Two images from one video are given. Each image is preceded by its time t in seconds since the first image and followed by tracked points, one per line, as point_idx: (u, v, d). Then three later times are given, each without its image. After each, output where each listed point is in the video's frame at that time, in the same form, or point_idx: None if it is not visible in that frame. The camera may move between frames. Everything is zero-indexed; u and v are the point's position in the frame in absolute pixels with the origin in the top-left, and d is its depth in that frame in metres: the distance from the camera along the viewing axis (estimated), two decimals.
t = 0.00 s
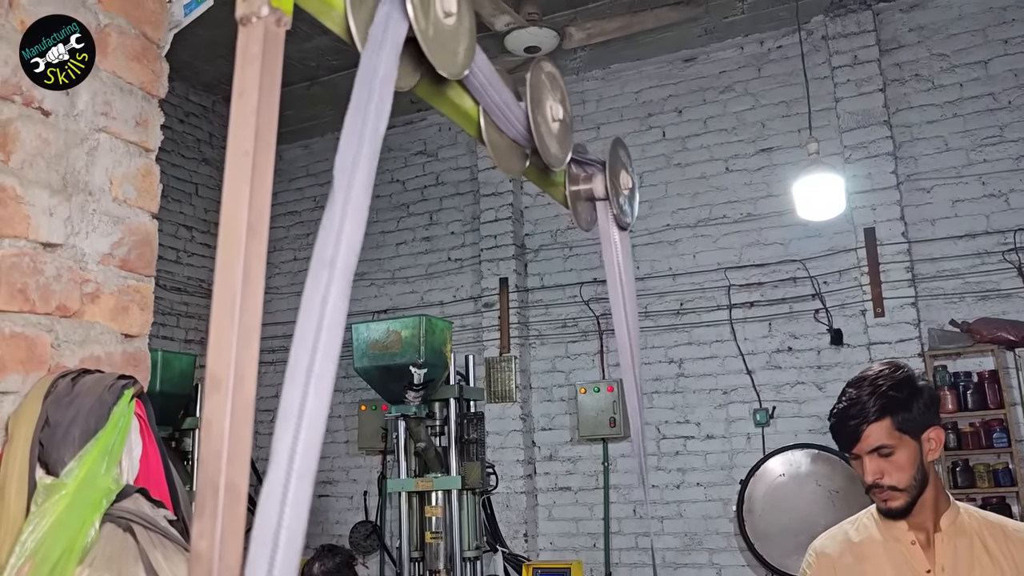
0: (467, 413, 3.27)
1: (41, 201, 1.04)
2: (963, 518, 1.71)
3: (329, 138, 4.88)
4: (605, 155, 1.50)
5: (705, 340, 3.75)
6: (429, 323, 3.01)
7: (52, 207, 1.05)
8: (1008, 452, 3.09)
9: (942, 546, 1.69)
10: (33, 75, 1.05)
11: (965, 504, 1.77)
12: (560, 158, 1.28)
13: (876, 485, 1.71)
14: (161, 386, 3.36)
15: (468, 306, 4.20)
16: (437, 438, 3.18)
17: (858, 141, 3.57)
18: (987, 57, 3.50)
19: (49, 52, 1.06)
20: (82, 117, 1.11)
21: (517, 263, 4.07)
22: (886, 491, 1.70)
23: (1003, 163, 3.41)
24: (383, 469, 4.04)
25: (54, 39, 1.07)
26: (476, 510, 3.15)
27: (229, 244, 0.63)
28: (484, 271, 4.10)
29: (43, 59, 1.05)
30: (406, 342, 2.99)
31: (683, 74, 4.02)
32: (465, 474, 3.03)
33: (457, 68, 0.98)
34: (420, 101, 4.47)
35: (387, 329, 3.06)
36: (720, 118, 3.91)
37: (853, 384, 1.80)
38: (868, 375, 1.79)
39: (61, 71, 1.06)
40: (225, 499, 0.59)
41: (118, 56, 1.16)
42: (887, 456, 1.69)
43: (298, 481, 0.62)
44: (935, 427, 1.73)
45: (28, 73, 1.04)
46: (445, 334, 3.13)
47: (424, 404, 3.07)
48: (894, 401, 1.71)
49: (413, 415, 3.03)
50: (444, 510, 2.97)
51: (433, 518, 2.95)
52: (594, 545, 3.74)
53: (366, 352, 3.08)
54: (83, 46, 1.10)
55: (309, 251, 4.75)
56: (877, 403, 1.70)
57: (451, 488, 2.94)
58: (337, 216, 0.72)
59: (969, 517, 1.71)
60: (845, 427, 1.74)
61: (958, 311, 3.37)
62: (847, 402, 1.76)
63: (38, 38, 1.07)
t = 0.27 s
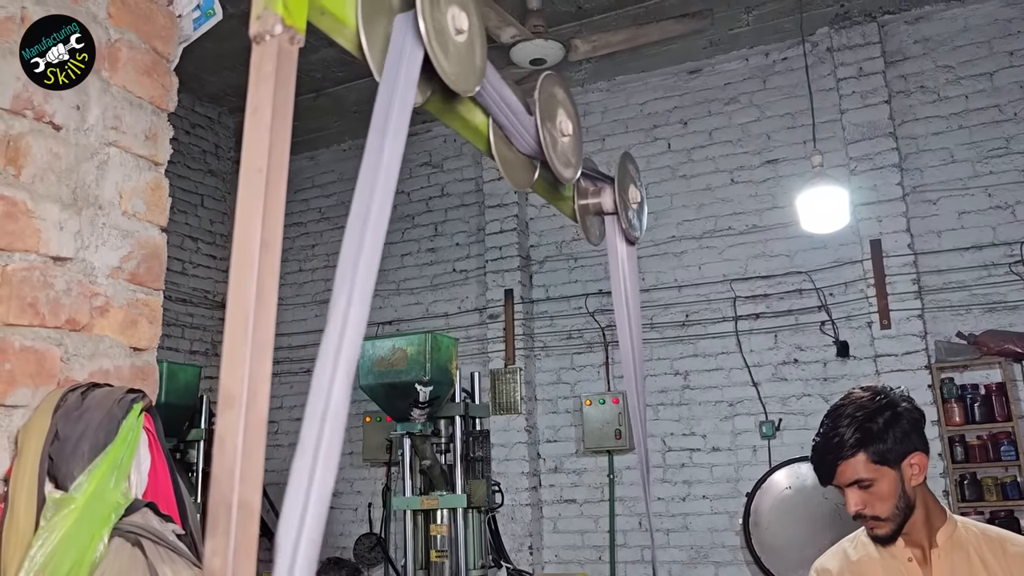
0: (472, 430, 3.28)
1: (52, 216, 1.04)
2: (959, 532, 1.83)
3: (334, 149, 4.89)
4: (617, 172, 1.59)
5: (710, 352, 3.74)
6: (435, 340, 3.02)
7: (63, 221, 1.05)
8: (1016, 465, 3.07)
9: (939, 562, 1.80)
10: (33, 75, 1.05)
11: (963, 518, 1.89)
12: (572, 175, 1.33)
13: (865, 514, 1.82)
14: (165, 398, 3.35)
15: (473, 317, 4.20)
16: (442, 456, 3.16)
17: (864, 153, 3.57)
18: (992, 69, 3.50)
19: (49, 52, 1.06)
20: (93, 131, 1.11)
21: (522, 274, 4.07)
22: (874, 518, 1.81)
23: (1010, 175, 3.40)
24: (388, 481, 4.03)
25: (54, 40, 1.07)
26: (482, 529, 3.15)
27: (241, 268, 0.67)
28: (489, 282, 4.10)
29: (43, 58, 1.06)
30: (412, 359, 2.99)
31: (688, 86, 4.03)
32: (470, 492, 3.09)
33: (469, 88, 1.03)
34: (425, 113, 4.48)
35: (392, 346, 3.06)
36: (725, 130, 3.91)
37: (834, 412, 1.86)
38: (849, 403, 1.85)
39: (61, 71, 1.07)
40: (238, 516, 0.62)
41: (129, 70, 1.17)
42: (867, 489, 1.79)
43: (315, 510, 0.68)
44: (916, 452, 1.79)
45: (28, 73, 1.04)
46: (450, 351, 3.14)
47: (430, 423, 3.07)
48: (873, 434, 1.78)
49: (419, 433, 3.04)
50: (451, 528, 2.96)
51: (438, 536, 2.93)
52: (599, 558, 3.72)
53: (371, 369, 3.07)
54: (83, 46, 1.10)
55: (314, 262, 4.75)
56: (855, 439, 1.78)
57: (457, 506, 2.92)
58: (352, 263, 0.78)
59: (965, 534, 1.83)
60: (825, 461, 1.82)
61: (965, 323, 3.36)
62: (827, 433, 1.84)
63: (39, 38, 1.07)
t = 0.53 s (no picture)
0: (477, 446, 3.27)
1: (61, 225, 1.04)
2: (959, 546, 1.86)
3: (339, 158, 4.89)
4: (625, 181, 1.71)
5: (716, 362, 3.73)
6: (441, 355, 3.05)
7: (72, 232, 1.05)
8: None
9: None
10: (32, 75, 1.04)
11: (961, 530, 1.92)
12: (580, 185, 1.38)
13: (867, 532, 1.85)
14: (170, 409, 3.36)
15: (478, 326, 4.19)
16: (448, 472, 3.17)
17: (870, 162, 3.57)
18: (999, 78, 3.50)
19: (49, 52, 1.05)
20: (102, 142, 1.11)
21: (528, 283, 4.06)
22: (876, 535, 1.85)
23: (1017, 184, 3.39)
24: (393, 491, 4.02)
25: (53, 40, 1.06)
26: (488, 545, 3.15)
27: (254, 288, 0.72)
28: (495, 291, 4.10)
29: (43, 58, 1.05)
30: (418, 375, 3.02)
31: (694, 95, 4.04)
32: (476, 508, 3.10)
33: (480, 98, 1.08)
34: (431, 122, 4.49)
35: (398, 362, 3.10)
36: (731, 139, 3.91)
37: (833, 429, 1.92)
38: (845, 419, 1.91)
39: (61, 71, 1.06)
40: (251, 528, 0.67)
41: (138, 81, 1.17)
42: (870, 507, 1.83)
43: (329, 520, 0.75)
44: (916, 467, 1.85)
45: (27, 73, 1.03)
46: (455, 368, 3.17)
47: (435, 437, 3.04)
48: (874, 451, 1.82)
49: (424, 449, 3.01)
50: (455, 544, 2.99)
51: (445, 553, 2.96)
52: (604, 569, 3.70)
53: (377, 386, 3.10)
54: (82, 46, 1.09)
55: (319, 270, 4.76)
56: (858, 458, 1.82)
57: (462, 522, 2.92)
58: (363, 287, 0.85)
59: (965, 546, 1.86)
60: (828, 482, 1.86)
61: (973, 332, 3.35)
62: (829, 452, 1.88)
63: (38, 38, 1.06)
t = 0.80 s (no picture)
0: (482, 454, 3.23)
1: (71, 234, 1.04)
2: (970, 557, 1.86)
3: (344, 166, 4.89)
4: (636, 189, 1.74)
5: (722, 370, 3.72)
6: (446, 364, 3.03)
7: (81, 241, 1.05)
8: None
9: None
10: (33, 75, 1.04)
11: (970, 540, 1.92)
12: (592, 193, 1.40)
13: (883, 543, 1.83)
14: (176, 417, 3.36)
15: (483, 335, 4.19)
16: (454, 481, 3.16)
17: (877, 169, 3.57)
18: (1005, 86, 3.49)
19: (49, 52, 1.05)
20: (111, 151, 1.11)
21: (533, 291, 4.06)
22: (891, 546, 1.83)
23: None
24: (398, 500, 4.01)
25: (54, 39, 1.06)
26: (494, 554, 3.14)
27: (267, 296, 0.75)
28: (500, 299, 4.10)
29: (43, 58, 1.05)
30: (424, 384, 3.00)
31: (699, 103, 4.04)
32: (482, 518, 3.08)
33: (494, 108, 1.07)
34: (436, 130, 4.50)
35: (403, 371, 3.08)
36: (737, 147, 3.91)
37: (844, 436, 1.90)
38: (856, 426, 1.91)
39: (61, 71, 1.05)
40: (264, 538, 0.69)
41: (147, 90, 1.17)
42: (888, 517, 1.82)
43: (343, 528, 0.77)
44: (931, 475, 1.85)
45: (28, 73, 1.03)
46: (462, 375, 3.14)
47: (441, 447, 3.08)
48: (892, 459, 1.82)
49: (430, 458, 3.04)
50: (461, 554, 2.96)
51: (450, 562, 2.95)
52: None
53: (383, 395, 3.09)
54: (83, 46, 1.08)
55: (324, 278, 4.76)
56: (877, 467, 1.81)
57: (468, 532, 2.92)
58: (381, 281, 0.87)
59: (977, 556, 1.86)
60: (846, 491, 1.84)
61: (981, 340, 3.33)
62: (845, 460, 1.86)
63: (38, 38, 1.06)
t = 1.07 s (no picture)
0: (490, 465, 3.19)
1: (78, 244, 1.04)
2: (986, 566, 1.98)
3: (350, 173, 4.89)
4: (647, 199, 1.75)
5: (731, 378, 3.70)
6: (453, 373, 3.23)
7: (88, 250, 1.05)
8: None
9: None
10: (33, 75, 1.03)
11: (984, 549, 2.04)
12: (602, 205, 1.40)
13: (911, 554, 1.93)
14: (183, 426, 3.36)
15: (490, 343, 4.17)
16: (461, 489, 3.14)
17: (886, 175, 3.56)
18: (1015, 91, 3.48)
19: (49, 51, 1.04)
20: (119, 160, 1.11)
21: (540, 298, 4.05)
22: (919, 558, 1.93)
23: None
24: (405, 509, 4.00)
25: (54, 39, 1.05)
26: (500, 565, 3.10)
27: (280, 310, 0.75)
28: (507, 307, 4.09)
29: (43, 59, 1.04)
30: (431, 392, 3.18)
31: (707, 109, 4.03)
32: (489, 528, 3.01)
33: (504, 120, 1.08)
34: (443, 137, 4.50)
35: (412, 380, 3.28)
36: (745, 153, 3.91)
37: (871, 444, 2.02)
38: (883, 434, 2.02)
39: (61, 71, 1.04)
40: (277, 554, 0.69)
41: (155, 99, 1.17)
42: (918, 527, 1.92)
43: (382, 541, 0.79)
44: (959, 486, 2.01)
45: (28, 73, 1.02)
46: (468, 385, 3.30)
47: (447, 456, 3.07)
48: (921, 470, 1.94)
49: (435, 467, 3.04)
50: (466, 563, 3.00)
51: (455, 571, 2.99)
52: None
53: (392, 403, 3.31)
54: (83, 46, 1.07)
55: (330, 286, 4.76)
56: (909, 478, 1.92)
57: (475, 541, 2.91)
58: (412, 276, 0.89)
59: (993, 564, 1.98)
60: (878, 501, 1.93)
61: (992, 347, 3.31)
62: (874, 468, 1.98)
63: (38, 38, 1.04)
